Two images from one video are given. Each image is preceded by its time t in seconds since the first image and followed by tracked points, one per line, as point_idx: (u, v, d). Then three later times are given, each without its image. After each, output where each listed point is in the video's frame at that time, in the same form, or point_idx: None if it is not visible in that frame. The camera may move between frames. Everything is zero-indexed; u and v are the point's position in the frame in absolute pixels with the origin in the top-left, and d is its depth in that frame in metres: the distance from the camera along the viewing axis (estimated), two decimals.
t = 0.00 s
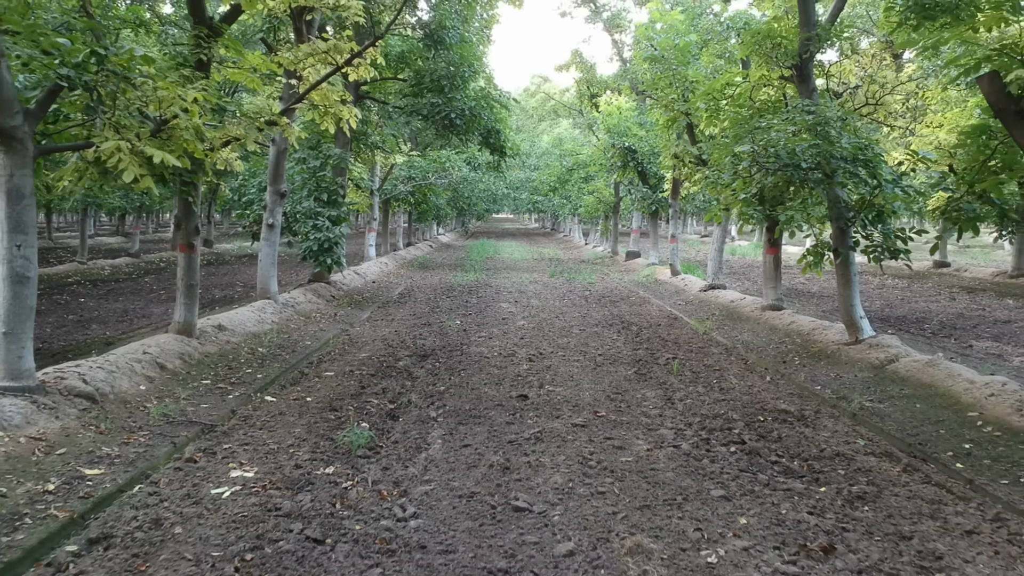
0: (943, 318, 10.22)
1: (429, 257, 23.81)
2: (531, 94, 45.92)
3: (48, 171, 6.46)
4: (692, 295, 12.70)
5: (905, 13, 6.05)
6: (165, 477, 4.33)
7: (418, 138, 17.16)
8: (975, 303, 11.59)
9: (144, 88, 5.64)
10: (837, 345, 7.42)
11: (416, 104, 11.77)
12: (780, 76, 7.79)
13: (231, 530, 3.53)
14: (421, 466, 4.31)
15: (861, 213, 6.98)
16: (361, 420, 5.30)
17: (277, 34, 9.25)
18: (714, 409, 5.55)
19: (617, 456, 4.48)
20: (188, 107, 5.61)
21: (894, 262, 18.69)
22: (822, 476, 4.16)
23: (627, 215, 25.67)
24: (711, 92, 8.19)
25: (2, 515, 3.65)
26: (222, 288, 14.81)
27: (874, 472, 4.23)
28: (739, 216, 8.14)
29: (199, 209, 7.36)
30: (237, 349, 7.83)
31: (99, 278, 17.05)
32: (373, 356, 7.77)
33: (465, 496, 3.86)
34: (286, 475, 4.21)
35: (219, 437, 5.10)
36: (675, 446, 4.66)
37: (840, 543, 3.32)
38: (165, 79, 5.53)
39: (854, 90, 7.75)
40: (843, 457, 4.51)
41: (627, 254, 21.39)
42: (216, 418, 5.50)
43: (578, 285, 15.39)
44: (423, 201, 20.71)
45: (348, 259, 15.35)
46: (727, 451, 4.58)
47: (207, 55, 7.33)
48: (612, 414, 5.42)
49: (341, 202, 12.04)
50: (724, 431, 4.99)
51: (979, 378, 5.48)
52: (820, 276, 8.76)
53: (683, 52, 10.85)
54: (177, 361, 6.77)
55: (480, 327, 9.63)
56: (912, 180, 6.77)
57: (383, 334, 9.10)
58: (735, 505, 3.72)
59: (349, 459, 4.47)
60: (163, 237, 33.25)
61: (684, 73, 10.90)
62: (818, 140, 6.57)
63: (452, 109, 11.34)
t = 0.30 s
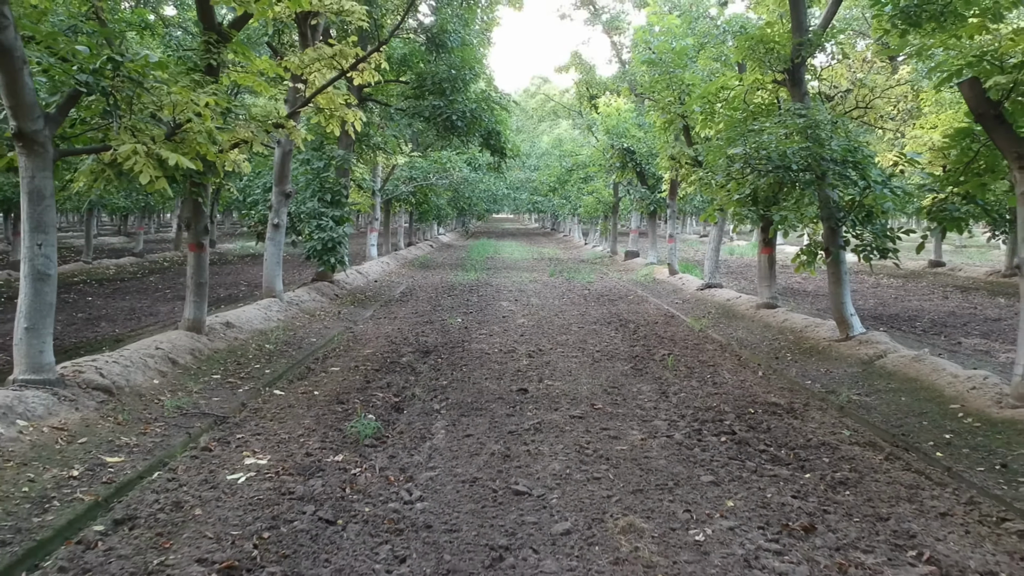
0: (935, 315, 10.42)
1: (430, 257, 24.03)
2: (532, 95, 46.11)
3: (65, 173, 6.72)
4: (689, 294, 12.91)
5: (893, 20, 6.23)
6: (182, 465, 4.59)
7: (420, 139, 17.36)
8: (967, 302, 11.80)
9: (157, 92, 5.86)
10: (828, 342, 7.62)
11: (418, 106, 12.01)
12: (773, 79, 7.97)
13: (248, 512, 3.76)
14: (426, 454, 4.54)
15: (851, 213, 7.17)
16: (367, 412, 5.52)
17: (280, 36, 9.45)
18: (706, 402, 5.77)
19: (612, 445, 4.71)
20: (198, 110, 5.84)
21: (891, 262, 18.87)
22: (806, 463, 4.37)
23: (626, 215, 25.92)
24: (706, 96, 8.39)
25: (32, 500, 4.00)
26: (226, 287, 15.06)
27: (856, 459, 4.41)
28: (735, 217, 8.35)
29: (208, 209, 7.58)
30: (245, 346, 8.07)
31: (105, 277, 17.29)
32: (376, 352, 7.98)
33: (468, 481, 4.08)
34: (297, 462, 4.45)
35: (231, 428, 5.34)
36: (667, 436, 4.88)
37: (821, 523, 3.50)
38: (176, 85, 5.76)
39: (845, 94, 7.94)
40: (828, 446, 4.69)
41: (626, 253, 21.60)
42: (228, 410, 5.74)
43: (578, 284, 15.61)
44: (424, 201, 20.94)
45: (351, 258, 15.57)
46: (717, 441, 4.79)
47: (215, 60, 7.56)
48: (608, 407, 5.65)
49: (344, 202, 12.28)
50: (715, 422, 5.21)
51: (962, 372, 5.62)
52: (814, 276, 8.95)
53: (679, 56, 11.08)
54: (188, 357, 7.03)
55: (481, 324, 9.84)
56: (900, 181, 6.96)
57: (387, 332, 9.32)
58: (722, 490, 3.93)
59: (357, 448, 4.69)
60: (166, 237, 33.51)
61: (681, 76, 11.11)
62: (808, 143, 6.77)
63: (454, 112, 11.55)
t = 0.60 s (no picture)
0: (929, 313, 10.60)
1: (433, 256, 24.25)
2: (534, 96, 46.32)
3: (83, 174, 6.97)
4: (689, 292, 13.10)
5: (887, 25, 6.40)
6: (201, 453, 4.83)
7: (424, 140, 17.59)
8: (962, 300, 11.98)
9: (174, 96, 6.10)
10: (822, 338, 7.81)
11: (423, 108, 12.23)
12: (770, 83, 8.14)
13: (266, 495, 3.99)
14: (433, 443, 4.77)
15: (844, 213, 7.36)
16: (375, 404, 5.74)
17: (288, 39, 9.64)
18: (703, 395, 5.98)
19: (611, 434, 4.92)
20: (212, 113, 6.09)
21: (890, 261, 19.02)
22: (795, 451, 4.57)
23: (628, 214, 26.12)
24: (704, 98, 8.57)
25: (62, 484, 4.29)
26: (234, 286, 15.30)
27: (844, 448, 4.61)
28: (732, 217, 8.54)
29: (219, 209, 7.80)
30: (255, 342, 8.30)
31: (113, 276, 17.51)
32: (383, 348, 8.19)
33: (474, 468, 4.29)
34: (310, 450, 4.68)
35: (246, 419, 5.57)
36: (664, 427, 5.09)
37: (807, 505, 3.69)
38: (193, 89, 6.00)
39: (839, 97, 8.13)
40: (818, 436, 4.89)
41: (628, 253, 21.79)
42: (242, 403, 5.97)
43: (579, 283, 15.80)
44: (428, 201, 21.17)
45: (356, 257, 15.80)
46: (712, 431, 5.00)
47: (227, 65, 7.80)
48: (607, 399, 5.87)
49: (350, 202, 12.52)
50: (710, 414, 5.42)
51: (950, 367, 5.79)
52: (810, 274, 9.12)
53: (678, 60, 11.30)
54: (201, 352, 7.28)
55: (484, 322, 10.05)
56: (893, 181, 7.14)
57: (392, 329, 9.54)
58: (714, 475, 4.14)
59: (366, 437, 4.92)
60: (172, 237, 33.79)
61: (681, 79, 11.32)
62: (801, 144, 6.97)
63: (457, 113, 11.81)
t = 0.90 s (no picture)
0: (928, 310, 10.76)
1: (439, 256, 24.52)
2: (539, 96, 46.54)
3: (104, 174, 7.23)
4: (692, 291, 13.29)
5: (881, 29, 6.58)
6: (221, 441, 5.07)
7: (430, 141, 17.82)
8: (962, 298, 12.13)
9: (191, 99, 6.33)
10: (820, 334, 8.00)
11: (429, 109, 12.42)
12: (769, 85, 8.32)
13: (285, 478, 4.23)
14: (442, 431, 4.99)
15: (842, 212, 7.54)
16: (386, 396, 5.97)
17: (297, 44, 9.87)
18: (702, 388, 6.19)
19: (612, 424, 5.13)
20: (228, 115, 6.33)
21: (893, 260, 19.14)
22: (789, 439, 4.77)
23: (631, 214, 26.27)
24: (705, 100, 8.76)
25: (92, 468, 4.53)
26: (243, 285, 15.58)
27: (836, 437, 4.80)
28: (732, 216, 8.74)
29: (233, 209, 8.05)
30: (267, 337, 8.56)
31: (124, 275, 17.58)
32: (391, 344, 8.43)
33: (481, 454, 4.51)
34: (324, 438, 4.91)
35: (262, 409, 5.82)
36: (663, 417, 5.30)
37: (796, 488, 3.90)
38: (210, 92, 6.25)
39: (838, 99, 8.30)
40: (811, 426, 5.09)
41: (632, 252, 21.98)
42: (258, 394, 6.22)
43: (584, 282, 16.01)
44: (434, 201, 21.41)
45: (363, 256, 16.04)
46: (709, 421, 5.20)
47: (240, 69, 8.03)
48: (609, 392, 6.08)
49: (359, 202, 12.76)
50: (708, 406, 5.62)
51: (941, 361, 5.96)
52: (810, 272, 9.31)
53: (680, 62, 11.49)
54: (217, 347, 7.53)
55: (490, 319, 10.27)
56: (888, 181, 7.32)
57: (400, 326, 9.78)
58: (710, 461, 4.34)
59: (378, 427, 5.15)
60: (180, 236, 34.17)
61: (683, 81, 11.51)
62: (798, 145, 7.16)
63: (464, 115, 11.99)
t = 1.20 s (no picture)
0: (929, 308, 10.92)
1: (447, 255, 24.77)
2: (546, 97, 46.75)
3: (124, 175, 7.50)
4: (696, 289, 13.47)
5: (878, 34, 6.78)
6: (241, 430, 5.31)
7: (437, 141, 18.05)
8: (963, 297, 12.27)
9: (209, 102, 6.57)
10: (820, 331, 8.17)
11: (438, 110, 12.64)
12: (771, 87, 8.48)
13: (303, 464, 4.45)
14: (452, 421, 5.22)
15: (840, 211, 7.73)
16: (397, 388, 6.20)
17: (309, 47, 10.11)
18: (703, 382, 6.38)
19: (615, 415, 5.34)
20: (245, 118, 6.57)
21: (897, 259, 19.26)
22: (785, 429, 4.96)
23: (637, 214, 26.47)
24: (708, 102, 8.93)
25: (120, 454, 4.77)
26: (254, 283, 15.85)
27: (831, 427, 5.00)
28: (734, 215, 8.92)
29: (248, 208, 8.31)
30: (281, 333, 8.81)
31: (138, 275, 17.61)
32: (401, 340, 8.66)
33: (490, 442, 4.73)
34: (340, 427, 5.15)
35: (278, 401, 6.06)
36: (665, 408, 5.50)
37: (790, 473, 4.10)
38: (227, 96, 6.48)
39: (838, 101, 8.46)
40: (807, 417, 5.29)
41: (637, 251, 22.15)
42: (274, 387, 6.47)
43: (589, 280, 16.21)
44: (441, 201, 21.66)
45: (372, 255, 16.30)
46: (709, 412, 5.40)
47: (255, 72, 8.26)
48: (613, 385, 6.28)
49: (368, 201, 13.03)
50: (708, 398, 5.83)
51: (936, 356, 6.14)
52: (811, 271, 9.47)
53: (684, 64, 11.71)
54: (233, 342, 7.79)
55: (498, 316, 10.50)
56: (886, 181, 7.50)
57: (410, 322, 10.02)
58: (708, 449, 4.55)
59: (391, 416, 5.38)
60: (191, 236, 34.56)
61: (687, 83, 11.70)
62: (798, 146, 7.34)
63: (472, 116, 12.19)
